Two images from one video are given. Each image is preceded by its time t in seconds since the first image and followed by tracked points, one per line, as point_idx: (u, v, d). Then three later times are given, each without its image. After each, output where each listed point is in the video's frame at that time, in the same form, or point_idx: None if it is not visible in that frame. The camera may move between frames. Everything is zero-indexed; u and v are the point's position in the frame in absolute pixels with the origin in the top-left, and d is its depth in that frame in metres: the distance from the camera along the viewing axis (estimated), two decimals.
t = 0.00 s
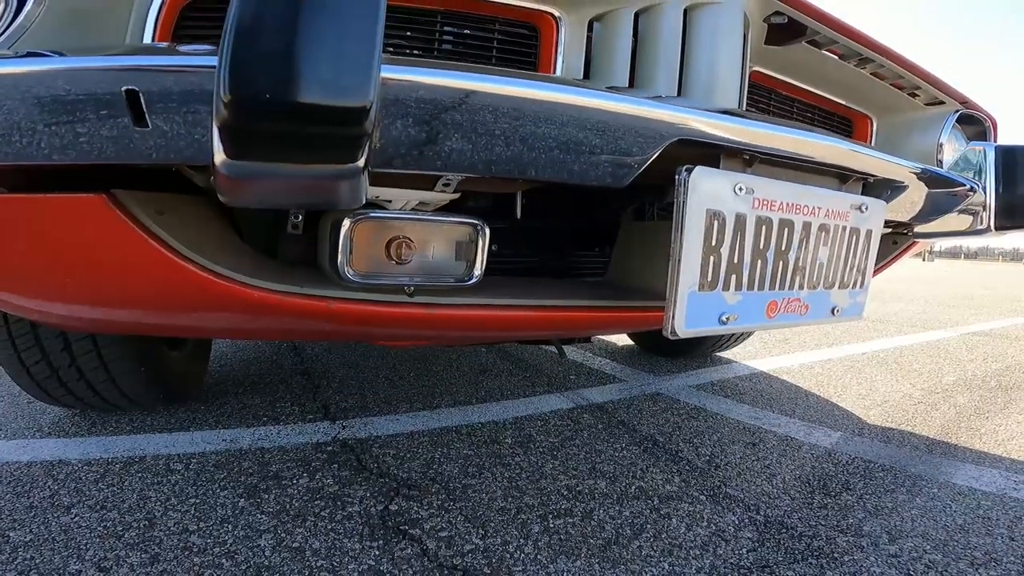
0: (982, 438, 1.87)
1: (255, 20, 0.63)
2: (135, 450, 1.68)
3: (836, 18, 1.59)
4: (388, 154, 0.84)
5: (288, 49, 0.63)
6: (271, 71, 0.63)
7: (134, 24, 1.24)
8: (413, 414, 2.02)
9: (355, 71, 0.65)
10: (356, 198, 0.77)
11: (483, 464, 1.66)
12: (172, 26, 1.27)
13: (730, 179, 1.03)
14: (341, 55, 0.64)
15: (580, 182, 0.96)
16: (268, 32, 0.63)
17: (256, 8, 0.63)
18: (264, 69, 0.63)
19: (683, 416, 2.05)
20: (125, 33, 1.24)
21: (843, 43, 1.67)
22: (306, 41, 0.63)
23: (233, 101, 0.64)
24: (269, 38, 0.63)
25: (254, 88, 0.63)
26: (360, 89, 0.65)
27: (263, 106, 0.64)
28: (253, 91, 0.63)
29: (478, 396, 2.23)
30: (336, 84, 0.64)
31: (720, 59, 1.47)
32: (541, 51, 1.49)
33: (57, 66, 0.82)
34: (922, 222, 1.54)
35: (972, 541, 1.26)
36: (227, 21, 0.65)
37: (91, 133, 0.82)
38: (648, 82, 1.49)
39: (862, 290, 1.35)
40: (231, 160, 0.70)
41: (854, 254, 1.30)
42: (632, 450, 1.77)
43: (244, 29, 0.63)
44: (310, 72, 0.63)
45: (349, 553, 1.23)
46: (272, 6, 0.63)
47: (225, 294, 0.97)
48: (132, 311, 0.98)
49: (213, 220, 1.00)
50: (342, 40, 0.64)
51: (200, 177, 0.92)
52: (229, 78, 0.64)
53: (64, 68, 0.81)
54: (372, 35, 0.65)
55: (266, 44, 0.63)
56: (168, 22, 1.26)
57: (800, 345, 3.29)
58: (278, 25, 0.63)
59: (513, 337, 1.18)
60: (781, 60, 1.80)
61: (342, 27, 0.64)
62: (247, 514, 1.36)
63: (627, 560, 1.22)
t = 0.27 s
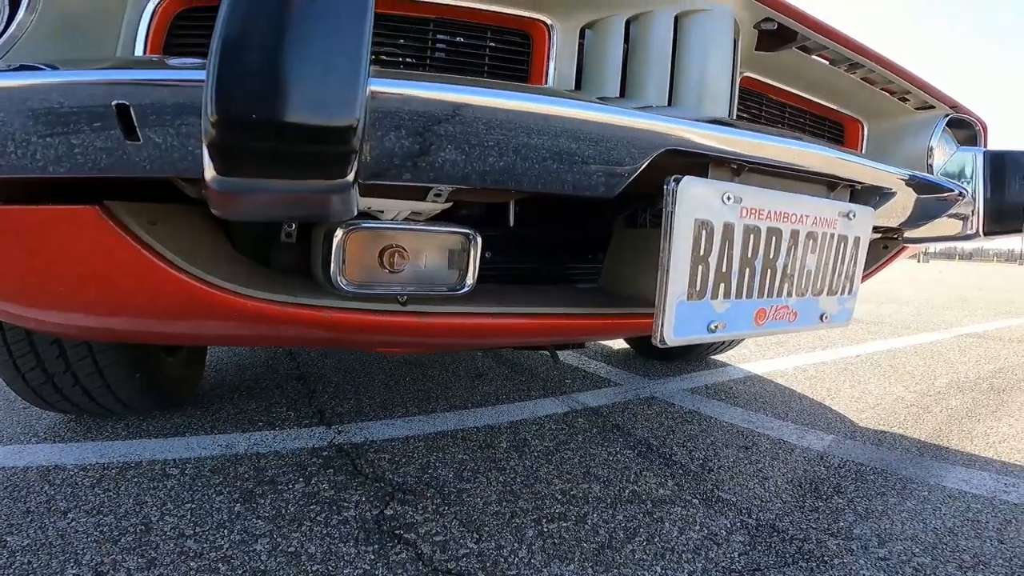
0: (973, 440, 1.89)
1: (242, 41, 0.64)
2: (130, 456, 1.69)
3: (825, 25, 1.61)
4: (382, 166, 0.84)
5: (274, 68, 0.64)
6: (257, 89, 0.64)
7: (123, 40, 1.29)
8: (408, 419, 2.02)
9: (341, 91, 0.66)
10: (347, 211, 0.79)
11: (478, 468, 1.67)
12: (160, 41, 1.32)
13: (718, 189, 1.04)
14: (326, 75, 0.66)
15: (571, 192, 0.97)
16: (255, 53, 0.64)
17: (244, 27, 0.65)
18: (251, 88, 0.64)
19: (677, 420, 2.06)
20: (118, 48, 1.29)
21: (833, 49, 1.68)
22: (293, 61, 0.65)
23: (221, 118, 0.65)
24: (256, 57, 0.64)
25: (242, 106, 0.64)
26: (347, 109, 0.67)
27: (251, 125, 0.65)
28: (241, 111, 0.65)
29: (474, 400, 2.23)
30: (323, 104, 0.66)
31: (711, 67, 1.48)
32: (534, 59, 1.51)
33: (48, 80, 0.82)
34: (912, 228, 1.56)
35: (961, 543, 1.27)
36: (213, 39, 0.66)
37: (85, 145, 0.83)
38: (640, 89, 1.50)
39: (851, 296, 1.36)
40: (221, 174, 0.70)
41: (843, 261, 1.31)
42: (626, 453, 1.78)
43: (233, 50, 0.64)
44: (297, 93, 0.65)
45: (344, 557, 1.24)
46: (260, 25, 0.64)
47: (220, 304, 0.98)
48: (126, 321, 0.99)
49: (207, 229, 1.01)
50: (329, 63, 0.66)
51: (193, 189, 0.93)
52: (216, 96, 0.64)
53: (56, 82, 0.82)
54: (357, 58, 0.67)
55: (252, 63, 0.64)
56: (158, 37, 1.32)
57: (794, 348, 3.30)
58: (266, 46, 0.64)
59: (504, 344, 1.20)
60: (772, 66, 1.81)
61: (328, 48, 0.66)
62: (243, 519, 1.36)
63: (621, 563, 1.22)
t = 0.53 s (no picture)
0: (969, 441, 1.90)
1: (251, 52, 0.66)
2: (132, 457, 1.69)
3: (820, 29, 1.62)
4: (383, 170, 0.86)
5: (281, 76, 0.65)
6: (263, 97, 0.66)
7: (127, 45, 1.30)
8: (408, 420, 2.03)
9: (348, 98, 0.67)
10: (351, 216, 0.79)
11: (478, 469, 1.68)
12: (163, 46, 1.34)
13: (715, 193, 1.06)
14: (331, 83, 0.67)
15: (569, 196, 0.99)
16: (264, 64, 0.66)
17: (253, 39, 0.66)
18: (260, 98, 0.66)
19: (675, 421, 2.07)
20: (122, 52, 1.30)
21: (829, 53, 1.70)
22: (298, 69, 0.66)
23: (233, 129, 0.67)
24: (265, 67, 0.66)
25: (253, 116, 0.66)
26: (354, 116, 0.68)
27: (262, 134, 0.67)
28: (251, 120, 0.66)
29: (473, 402, 2.24)
30: (330, 112, 0.67)
31: (708, 71, 1.50)
32: (533, 64, 1.52)
33: (52, 86, 0.83)
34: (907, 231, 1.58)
35: (957, 543, 1.29)
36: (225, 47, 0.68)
37: (87, 149, 0.84)
38: (637, 93, 1.52)
39: (846, 299, 1.38)
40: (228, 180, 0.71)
41: (838, 263, 1.33)
42: (625, 454, 1.79)
43: (243, 62, 0.66)
44: (305, 102, 0.66)
45: (346, 557, 1.25)
46: (267, 35, 0.66)
47: (226, 306, 0.99)
48: (131, 323, 1.00)
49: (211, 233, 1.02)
50: (335, 70, 0.67)
51: (197, 193, 0.94)
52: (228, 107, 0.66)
53: (60, 87, 0.83)
54: (362, 67, 0.68)
55: (260, 71, 0.66)
56: (161, 42, 1.34)
57: (792, 350, 3.32)
58: (274, 56, 0.66)
59: (504, 346, 1.21)
60: (769, 70, 1.83)
61: (333, 57, 0.67)
62: (245, 520, 1.37)
63: (620, 563, 1.24)
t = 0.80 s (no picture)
0: (966, 441, 1.91)
1: (251, 62, 0.67)
2: (131, 460, 1.69)
3: (816, 32, 1.63)
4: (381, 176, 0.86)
5: (282, 86, 0.66)
6: (264, 106, 0.66)
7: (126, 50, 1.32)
8: (407, 423, 2.03)
9: (348, 108, 0.68)
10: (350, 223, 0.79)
11: (476, 471, 1.68)
12: (162, 50, 1.35)
13: (712, 197, 1.06)
14: (331, 92, 0.68)
15: (566, 200, 1.00)
16: (264, 73, 0.66)
17: (253, 48, 0.67)
18: (261, 107, 0.66)
19: (673, 422, 2.08)
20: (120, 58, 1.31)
21: (824, 55, 1.71)
22: (299, 78, 0.67)
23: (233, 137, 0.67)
24: (265, 76, 0.66)
25: (253, 125, 0.67)
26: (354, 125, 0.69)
27: (262, 143, 0.68)
28: (252, 129, 0.67)
29: (471, 404, 2.25)
30: (330, 121, 0.68)
31: (704, 75, 1.51)
32: (530, 67, 1.53)
33: (50, 92, 0.84)
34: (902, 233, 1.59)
35: (953, 544, 1.29)
36: (225, 57, 0.68)
37: (85, 155, 0.84)
38: (634, 97, 1.53)
39: (842, 301, 1.39)
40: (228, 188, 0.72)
41: (833, 266, 1.33)
42: (623, 456, 1.80)
43: (243, 71, 0.67)
44: (305, 111, 0.67)
45: (346, 560, 1.25)
46: (267, 44, 0.67)
47: (226, 311, 1.00)
48: (130, 327, 1.00)
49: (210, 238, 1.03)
50: (335, 80, 0.68)
51: (196, 199, 0.95)
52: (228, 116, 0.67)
53: (58, 93, 0.83)
54: (361, 75, 0.69)
55: (260, 80, 0.66)
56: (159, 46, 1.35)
57: (789, 351, 3.33)
58: (274, 66, 0.66)
59: (501, 349, 1.22)
60: (765, 73, 1.84)
61: (332, 66, 0.68)
62: (244, 523, 1.38)
63: (618, 565, 1.24)
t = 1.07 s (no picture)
0: (960, 443, 1.92)
1: (246, 71, 0.67)
2: (127, 464, 1.69)
3: (810, 35, 1.64)
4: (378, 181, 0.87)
5: (277, 95, 0.67)
6: (260, 114, 0.67)
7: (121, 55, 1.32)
8: (404, 426, 2.04)
9: (342, 117, 0.69)
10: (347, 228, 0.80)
11: (473, 474, 1.69)
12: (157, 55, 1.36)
13: (706, 202, 1.07)
14: (326, 102, 0.68)
15: (561, 204, 1.00)
16: (259, 83, 0.67)
17: (248, 58, 0.67)
18: (256, 116, 0.67)
19: (670, 425, 2.08)
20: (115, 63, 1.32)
21: (819, 58, 1.72)
22: (294, 87, 0.67)
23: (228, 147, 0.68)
24: (260, 86, 0.67)
25: (248, 134, 0.67)
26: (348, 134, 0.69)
27: (256, 152, 0.68)
28: (246, 138, 0.67)
29: (468, 407, 2.25)
30: (324, 130, 0.68)
31: (700, 78, 1.51)
32: (526, 71, 1.54)
33: (46, 98, 0.84)
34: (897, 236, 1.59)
35: (948, 545, 1.30)
36: (219, 67, 0.68)
37: (81, 160, 0.84)
38: (630, 101, 1.53)
39: (835, 304, 1.40)
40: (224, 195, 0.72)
41: (828, 269, 1.34)
42: (620, 458, 1.80)
43: (237, 80, 0.67)
44: (300, 120, 0.67)
45: (343, 562, 1.25)
46: (261, 54, 0.67)
47: (221, 316, 1.00)
48: (125, 331, 1.00)
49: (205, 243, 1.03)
50: (329, 89, 0.68)
51: (193, 205, 0.95)
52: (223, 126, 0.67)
53: (54, 99, 0.84)
54: (357, 81, 0.70)
55: (256, 90, 0.67)
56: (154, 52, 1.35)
57: (785, 352, 3.34)
58: (269, 75, 0.67)
59: (497, 353, 1.22)
60: (760, 76, 1.85)
61: (327, 75, 0.68)
62: (242, 526, 1.38)
63: (615, 567, 1.25)
